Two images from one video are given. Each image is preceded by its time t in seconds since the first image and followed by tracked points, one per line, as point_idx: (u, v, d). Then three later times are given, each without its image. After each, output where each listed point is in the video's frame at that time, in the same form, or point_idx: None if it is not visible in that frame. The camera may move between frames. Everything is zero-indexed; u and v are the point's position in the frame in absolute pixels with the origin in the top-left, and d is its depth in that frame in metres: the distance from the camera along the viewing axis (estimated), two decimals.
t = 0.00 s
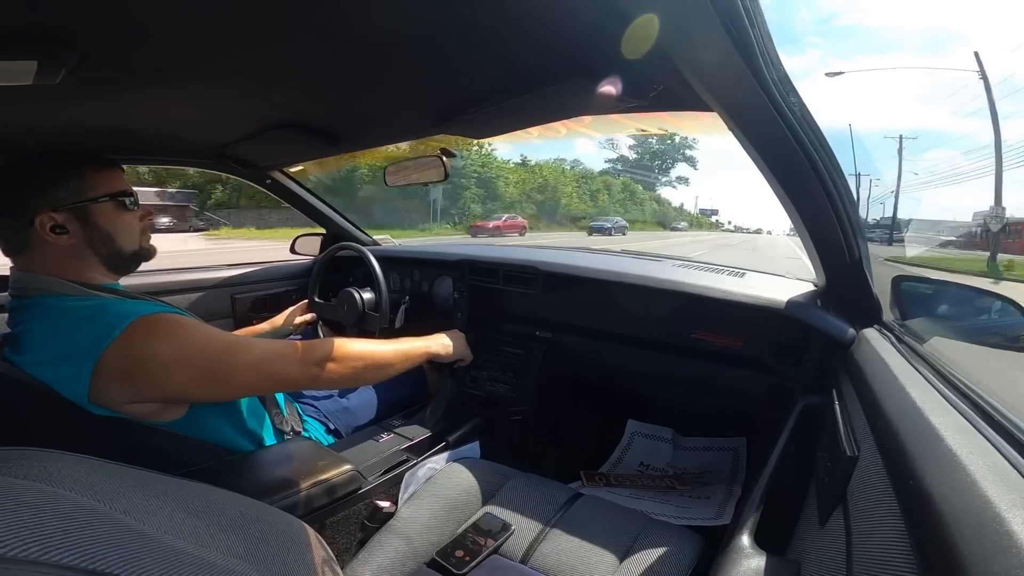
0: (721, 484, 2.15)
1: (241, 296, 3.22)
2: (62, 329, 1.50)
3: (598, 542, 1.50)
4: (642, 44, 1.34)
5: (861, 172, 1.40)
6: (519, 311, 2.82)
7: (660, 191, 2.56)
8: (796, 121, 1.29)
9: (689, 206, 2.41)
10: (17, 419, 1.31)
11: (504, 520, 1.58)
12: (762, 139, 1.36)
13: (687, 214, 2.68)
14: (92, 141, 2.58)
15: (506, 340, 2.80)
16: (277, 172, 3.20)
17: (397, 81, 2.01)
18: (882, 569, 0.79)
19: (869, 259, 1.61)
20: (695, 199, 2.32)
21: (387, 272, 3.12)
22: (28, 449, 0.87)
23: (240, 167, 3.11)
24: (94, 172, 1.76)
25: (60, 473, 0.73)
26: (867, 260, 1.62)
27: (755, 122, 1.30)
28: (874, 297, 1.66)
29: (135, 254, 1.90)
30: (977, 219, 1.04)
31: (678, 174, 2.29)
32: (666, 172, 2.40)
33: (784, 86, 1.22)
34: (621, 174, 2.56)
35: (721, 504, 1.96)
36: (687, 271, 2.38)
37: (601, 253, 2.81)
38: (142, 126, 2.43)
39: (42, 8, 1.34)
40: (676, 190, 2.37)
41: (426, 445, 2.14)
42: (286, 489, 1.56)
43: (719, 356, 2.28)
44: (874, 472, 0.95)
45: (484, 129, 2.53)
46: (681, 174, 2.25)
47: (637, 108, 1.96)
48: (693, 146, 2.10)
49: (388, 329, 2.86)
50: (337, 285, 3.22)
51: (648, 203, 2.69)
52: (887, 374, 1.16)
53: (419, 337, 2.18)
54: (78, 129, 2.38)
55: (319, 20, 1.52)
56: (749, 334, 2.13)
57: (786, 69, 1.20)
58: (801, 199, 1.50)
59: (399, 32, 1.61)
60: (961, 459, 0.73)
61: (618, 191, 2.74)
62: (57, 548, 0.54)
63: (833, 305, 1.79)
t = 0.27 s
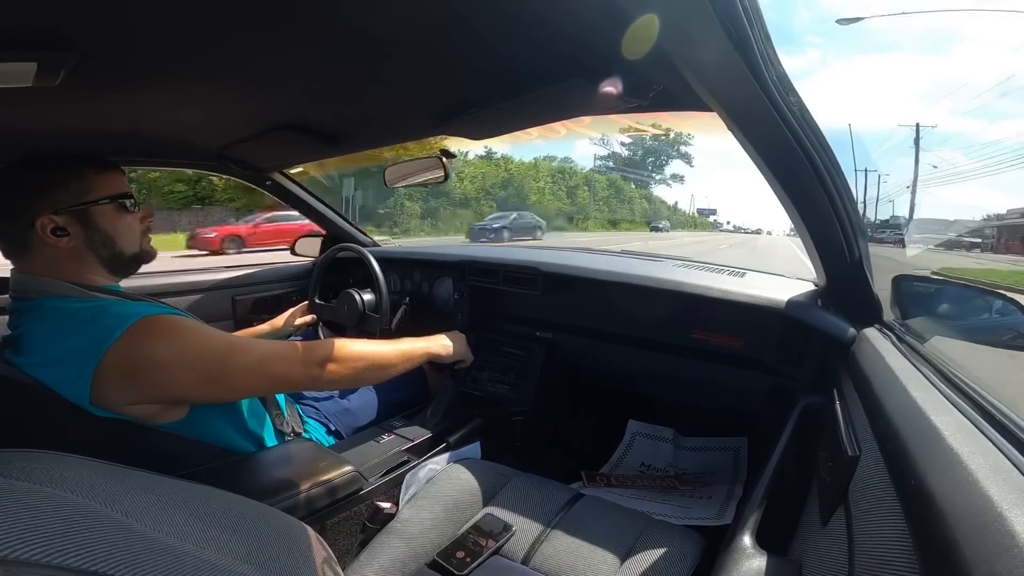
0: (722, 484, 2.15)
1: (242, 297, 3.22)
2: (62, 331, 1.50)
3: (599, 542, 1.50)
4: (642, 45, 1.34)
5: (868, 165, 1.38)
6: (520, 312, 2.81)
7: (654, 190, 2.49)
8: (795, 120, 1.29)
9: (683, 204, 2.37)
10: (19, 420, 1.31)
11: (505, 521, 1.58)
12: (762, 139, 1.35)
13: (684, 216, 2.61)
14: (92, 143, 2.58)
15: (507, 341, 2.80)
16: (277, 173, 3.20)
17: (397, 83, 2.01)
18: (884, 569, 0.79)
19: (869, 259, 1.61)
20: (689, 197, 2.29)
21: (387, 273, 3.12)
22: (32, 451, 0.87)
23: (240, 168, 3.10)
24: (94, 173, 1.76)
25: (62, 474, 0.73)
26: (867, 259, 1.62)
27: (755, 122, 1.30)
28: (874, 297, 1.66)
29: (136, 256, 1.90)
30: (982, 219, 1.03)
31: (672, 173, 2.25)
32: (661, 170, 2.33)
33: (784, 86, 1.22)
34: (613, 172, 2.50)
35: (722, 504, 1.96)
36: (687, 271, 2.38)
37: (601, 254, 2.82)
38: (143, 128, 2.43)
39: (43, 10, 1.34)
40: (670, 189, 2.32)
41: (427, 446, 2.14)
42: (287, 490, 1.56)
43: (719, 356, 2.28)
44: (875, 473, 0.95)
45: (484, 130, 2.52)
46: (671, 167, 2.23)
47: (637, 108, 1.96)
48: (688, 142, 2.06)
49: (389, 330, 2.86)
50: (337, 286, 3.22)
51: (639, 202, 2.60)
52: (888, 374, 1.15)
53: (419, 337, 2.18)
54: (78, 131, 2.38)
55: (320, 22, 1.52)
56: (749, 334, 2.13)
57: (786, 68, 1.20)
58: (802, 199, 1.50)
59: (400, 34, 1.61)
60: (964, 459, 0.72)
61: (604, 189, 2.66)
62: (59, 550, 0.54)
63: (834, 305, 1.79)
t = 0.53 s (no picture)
0: (723, 485, 2.15)
1: (242, 297, 3.22)
2: (62, 331, 1.50)
3: (600, 543, 1.49)
4: (642, 45, 1.34)
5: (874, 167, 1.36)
6: (520, 312, 2.81)
7: (644, 188, 2.69)
8: (796, 120, 1.29)
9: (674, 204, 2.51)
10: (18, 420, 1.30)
11: (505, 522, 1.58)
12: (762, 139, 1.36)
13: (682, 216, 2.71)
14: (93, 143, 2.58)
15: (508, 341, 2.80)
16: (278, 173, 3.20)
17: (398, 83, 2.01)
18: (885, 569, 0.79)
19: (870, 259, 1.61)
20: (686, 195, 2.35)
21: (388, 273, 3.12)
22: (33, 451, 0.87)
23: (241, 169, 3.10)
24: (94, 173, 1.76)
25: (62, 474, 0.73)
26: (867, 260, 1.62)
27: (756, 122, 1.30)
28: (874, 297, 1.66)
29: (137, 255, 1.90)
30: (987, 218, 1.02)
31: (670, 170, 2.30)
32: (654, 166, 2.48)
33: (785, 86, 1.22)
34: (601, 168, 2.65)
35: (723, 505, 1.96)
36: (687, 272, 2.39)
37: (601, 254, 2.82)
38: (143, 128, 2.43)
39: (44, 10, 1.34)
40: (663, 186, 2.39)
41: (427, 447, 2.14)
42: (287, 490, 1.56)
43: (720, 357, 2.28)
44: (876, 473, 0.95)
45: (484, 130, 2.53)
46: (665, 164, 2.27)
47: (638, 108, 1.96)
48: (684, 138, 2.10)
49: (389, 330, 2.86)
50: (338, 287, 3.22)
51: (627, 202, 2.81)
52: (889, 375, 1.15)
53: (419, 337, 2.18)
54: (79, 131, 2.38)
55: (320, 22, 1.52)
56: (750, 335, 2.13)
57: (786, 69, 1.20)
58: (803, 200, 1.50)
59: (400, 35, 1.61)
60: (965, 459, 0.72)
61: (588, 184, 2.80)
62: (61, 549, 0.54)
63: (834, 305, 1.79)
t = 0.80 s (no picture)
0: (722, 485, 2.15)
1: (243, 298, 3.22)
2: (63, 332, 1.50)
3: (600, 543, 1.49)
4: (642, 46, 1.34)
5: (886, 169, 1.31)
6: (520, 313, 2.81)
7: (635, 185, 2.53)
8: (796, 122, 1.29)
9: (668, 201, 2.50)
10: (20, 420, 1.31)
11: (505, 523, 1.58)
12: (761, 140, 1.35)
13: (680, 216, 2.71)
14: (93, 144, 2.58)
15: (508, 342, 2.80)
16: (277, 174, 3.20)
17: (398, 84, 2.01)
18: (884, 569, 0.79)
19: (869, 260, 1.61)
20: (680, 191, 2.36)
21: (387, 274, 3.13)
22: (33, 451, 0.87)
23: (241, 169, 3.10)
24: (96, 174, 1.76)
25: (63, 474, 0.73)
26: (867, 260, 1.62)
27: (756, 123, 1.30)
28: (874, 297, 1.66)
29: (137, 256, 1.90)
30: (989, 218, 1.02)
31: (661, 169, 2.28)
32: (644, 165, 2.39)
33: (785, 87, 1.22)
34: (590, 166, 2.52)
35: (722, 506, 1.96)
36: (687, 272, 2.39)
37: (601, 254, 2.82)
38: (144, 129, 2.43)
39: (45, 11, 1.34)
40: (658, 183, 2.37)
41: (427, 448, 2.14)
42: (287, 490, 1.56)
43: (720, 357, 2.28)
44: (876, 473, 0.95)
45: (484, 131, 2.53)
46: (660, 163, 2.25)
47: (638, 108, 1.95)
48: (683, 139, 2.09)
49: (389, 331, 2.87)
50: (338, 288, 3.22)
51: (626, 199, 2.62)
52: (889, 376, 1.15)
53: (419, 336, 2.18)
54: (79, 131, 2.38)
55: (321, 23, 1.52)
56: (750, 335, 2.13)
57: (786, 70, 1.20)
58: (802, 200, 1.50)
59: (401, 35, 1.61)
60: (965, 460, 0.72)
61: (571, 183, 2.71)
62: (60, 550, 0.54)
63: (835, 306, 1.79)
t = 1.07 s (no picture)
0: (722, 485, 2.15)
1: (243, 298, 3.22)
2: (63, 331, 1.50)
3: (600, 543, 1.49)
4: (642, 45, 1.34)
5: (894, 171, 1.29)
6: (520, 313, 2.81)
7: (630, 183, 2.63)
8: (795, 122, 1.29)
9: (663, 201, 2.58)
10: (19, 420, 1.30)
11: (505, 524, 1.58)
12: (761, 140, 1.35)
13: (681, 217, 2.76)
14: (94, 144, 2.58)
15: (508, 342, 2.80)
16: (278, 174, 3.20)
17: (399, 84, 2.01)
18: (885, 569, 0.79)
19: (870, 260, 1.61)
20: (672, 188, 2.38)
21: (387, 274, 3.13)
22: (33, 452, 0.87)
23: (241, 169, 3.10)
24: (95, 173, 1.76)
25: (63, 474, 0.73)
26: (867, 260, 1.62)
27: (756, 123, 1.30)
28: (874, 297, 1.66)
29: (136, 254, 1.90)
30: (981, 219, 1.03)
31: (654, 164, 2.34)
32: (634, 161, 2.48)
33: (785, 88, 1.22)
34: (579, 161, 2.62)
35: (723, 506, 1.96)
36: (687, 272, 2.39)
37: (601, 254, 2.82)
38: (143, 129, 2.43)
39: (44, 10, 1.34)
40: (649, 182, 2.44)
41: (428, 448, 2.13)
42: (287, 490, 1.56)
43: (720, 358, 2.28)
44: (876, 474, 0.95)
45: (484, 131, 2.53)
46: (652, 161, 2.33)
47: (638, 108, 1.95)
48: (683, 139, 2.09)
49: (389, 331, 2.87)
50: (338, 288, 3.22)
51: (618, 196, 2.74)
52: (890, 376, 1.14)
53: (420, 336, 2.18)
54: (80, 131, 2.38)
55: (321, 23, 1.52)
56: (750, 335, 2.13)
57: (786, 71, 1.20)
58: (802, 200, 1.50)
59: (401, 35, 1.61)
60: (966, 460, 0.72)
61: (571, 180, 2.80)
62: (61, 551, 0.54)
63: (835, 306, 1.79)
